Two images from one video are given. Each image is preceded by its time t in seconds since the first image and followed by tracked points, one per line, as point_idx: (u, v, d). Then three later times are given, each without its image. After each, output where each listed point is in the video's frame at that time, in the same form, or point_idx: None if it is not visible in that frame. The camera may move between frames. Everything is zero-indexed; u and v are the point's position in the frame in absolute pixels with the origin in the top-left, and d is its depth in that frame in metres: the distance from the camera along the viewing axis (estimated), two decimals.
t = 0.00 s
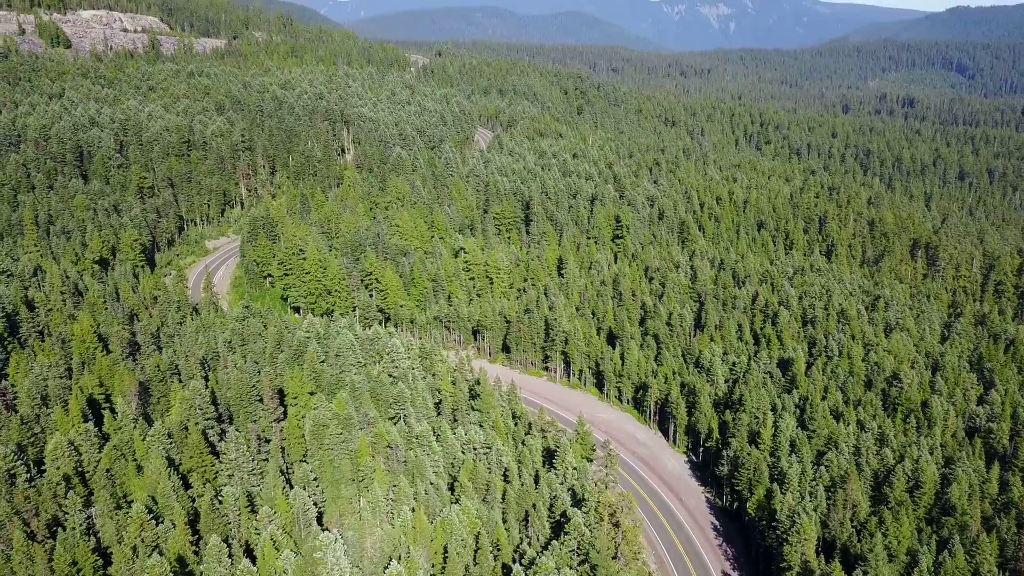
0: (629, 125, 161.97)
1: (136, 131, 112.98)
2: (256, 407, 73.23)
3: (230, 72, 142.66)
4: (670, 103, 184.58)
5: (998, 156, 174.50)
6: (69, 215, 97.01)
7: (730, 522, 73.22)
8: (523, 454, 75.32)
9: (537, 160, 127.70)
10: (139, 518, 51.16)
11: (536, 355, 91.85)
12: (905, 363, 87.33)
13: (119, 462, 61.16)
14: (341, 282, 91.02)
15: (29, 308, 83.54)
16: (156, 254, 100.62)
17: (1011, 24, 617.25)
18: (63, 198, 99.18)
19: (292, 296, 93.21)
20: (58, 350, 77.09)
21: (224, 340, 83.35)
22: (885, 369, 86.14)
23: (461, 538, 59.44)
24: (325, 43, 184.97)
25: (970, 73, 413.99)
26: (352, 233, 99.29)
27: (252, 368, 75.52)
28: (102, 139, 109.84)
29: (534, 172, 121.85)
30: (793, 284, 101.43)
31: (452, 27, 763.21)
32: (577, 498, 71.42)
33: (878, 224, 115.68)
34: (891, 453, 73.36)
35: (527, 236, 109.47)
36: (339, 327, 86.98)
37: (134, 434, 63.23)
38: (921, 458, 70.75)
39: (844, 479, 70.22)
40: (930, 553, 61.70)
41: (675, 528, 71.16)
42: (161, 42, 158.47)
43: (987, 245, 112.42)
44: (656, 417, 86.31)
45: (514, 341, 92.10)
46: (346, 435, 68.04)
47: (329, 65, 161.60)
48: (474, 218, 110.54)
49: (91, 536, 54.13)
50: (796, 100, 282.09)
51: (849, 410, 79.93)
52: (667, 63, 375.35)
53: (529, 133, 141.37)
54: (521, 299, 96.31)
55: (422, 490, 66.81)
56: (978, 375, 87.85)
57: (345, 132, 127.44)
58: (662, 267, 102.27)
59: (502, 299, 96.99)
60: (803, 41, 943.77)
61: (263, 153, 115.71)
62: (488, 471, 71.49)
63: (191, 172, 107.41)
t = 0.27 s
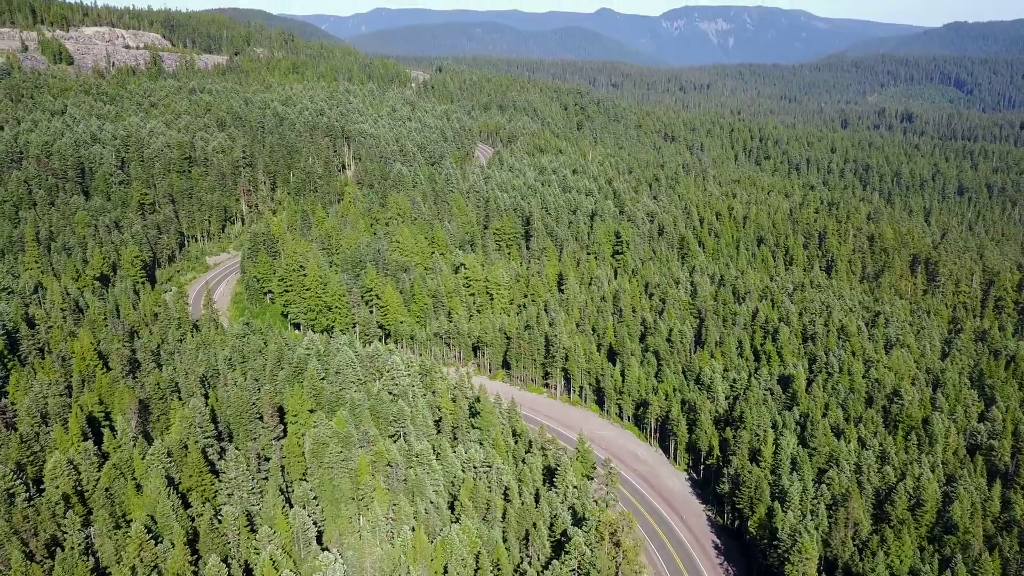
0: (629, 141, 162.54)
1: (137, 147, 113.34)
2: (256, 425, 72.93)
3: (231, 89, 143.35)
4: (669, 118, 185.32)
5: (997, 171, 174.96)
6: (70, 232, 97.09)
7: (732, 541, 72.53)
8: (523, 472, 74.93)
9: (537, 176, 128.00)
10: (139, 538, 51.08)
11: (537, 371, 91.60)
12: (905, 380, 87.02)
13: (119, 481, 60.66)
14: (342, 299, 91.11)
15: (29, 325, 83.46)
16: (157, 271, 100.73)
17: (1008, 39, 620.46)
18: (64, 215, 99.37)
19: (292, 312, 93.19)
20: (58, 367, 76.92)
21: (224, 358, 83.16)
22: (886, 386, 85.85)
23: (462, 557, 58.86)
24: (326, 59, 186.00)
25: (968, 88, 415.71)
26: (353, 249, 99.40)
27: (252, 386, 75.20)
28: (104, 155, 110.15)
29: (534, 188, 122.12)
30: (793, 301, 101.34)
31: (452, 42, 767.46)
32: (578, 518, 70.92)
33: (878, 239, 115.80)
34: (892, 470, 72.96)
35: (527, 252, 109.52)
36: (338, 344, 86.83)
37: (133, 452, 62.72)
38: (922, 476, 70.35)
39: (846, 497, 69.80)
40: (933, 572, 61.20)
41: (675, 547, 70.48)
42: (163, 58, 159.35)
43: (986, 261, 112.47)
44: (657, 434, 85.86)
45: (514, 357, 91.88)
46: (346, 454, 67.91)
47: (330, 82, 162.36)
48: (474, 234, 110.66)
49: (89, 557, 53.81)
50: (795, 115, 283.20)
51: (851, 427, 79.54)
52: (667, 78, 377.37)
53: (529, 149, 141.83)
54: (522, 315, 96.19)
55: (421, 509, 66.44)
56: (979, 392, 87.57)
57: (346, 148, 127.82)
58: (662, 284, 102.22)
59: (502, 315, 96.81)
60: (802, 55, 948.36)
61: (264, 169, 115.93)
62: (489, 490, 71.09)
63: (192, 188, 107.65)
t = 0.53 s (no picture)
0: (629, 156, 163.09)
1: (139, 163, 113.69)
2: (256, 443, 72.61)
3: (232, 105, 144.00)
4: (669, 133, 185.96)
5: (996, 186, 175.35)
6: (70, 248, 97.22)
7: (734, 559, 71.91)
8: (523, 491, 74.51)
9: (537, 192, 128.28)
10: (138, 558, 51.13)
11: (537, 388, 91.28)
12: (906, 396, 86.69)
13: (117, 500, 60.20)
14: (342, 315, 91.11)
15: (29, 342, 83.39)
16: (157, 287, 100.70)
17: (1006, 53, 623.56)
18: (65, 232, 99.56)
19: (292, 328, 93.16)
20: (58, 385, 76.75)
21: (224, 375, 82.91)
22: (886, 403, 85.54)
23: None
24: (327, 75, 186.99)
25: (967, 102, 417.49)
26: (354, 265, 99.50)
27: (252, 404, 74.79)
28: (105, 172, 110.47)
29: (535, 204, 122.33)
30: (793, 317, 101.23)
31: (453, 57, 771.94)
32: (579, 537, 70.43)
33: (878, 255, 115.88)
34: (894, 488, 72.51)
35: (528, 267, 109.53)
36: (338, 361, 86.65)
37: (133, 471, 62.27)
38: (924, 494, 69.95)
39: (847, 516, 69.37)
40: None
41: (676, 565, 69.86)
42: (165, 75, 160.16)
43: (986, 277, 112.49)
44: (658, 452, 85.39)
45: (514, 374, 91.61)
46: (346, 472, 67.23)
47: (331, 97, 163.08)
48: (474, 250, 110.70)
49: None
50: (794, 130, 284.30)
51: (852, 444, 79.13)
52: (666, 93, 379.27)
53: (530, 164, 142.23)
54: (522, 331, 96.06)
55: (421, 528, 66.05)
56: (980, 409, 87.24)
57: (347, 164, 128.17)
58: (662, 299, 102.13)
59: (503, 331, 96.66)
60: (801, 69, 952.88)
61: (265, 185, 116.23)
62: (489, 508, 70.67)
63: (193, 205, 107.83)
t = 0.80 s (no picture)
0: (628, 172, 163.57)
1: (140, 180, 114.07)
2: (256, 462, 72.13)
3: (234, 121, 144.56)
4: (669, 149, 186.64)
5: (995, 202, 175.64)
6: (71, 265, 97.23)
7: None
8: (524, 510, 74.04)
9: (537, 208, 128.46)
10: None
11: (537, 406, 90.93)
12: (908, 414, 86.28)
13: (116, 520, 59.61)
14: (342, 332, 91.00)
15: (29, 360, 83.15)
16: (157, 303, 100.64)
17: (1003, 69, 626.81)
18: (66, 248, 99.62)
19: (292, 345, 93.08)
20: (57, 403, 76.38)
21: (224, 393, 82.51)
22: (888, 420, 85.13)
23: None
24: (328, 91, 187.88)
25: (965, 118, 419.34)
26: (354, 282, 99.51)
27: (252, 422, 74.27)
28: (107, 188, 110.69)
29: (535, 220, 122.45)
30: (794, 333, 101.04)
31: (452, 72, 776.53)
32: (579, 557, 69.85)
33: (877, 270, 115.88)
34: (896, 507, 72.03)
35: (528, 283, 109.44)
36: (338, 378, 86.45)
37: (132, 491, 61.75)
38: (926, 512, 69.47)
39: (849, 535, 68.87)
40: None
41: None
42: (166, 91, 160.85)
43: (986, 293, 112.50)
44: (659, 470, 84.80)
45: (514, 391, 91.29)
46: (346, 492, 67.28)
47: (333, 114, 163.79)
48: (474, 266, 110.64)
49: None
50: (793, 146, 285.36)
51: (853, 462, 78.64)
52: (665, 108, 381.08)
53: (530, 180, 142.56)
54: (522, 347, 95.84)
55: (421, 548, 65.59)
56: (981, 426, 86.85)
57: (347, 180, 128.45)
58: (662, 315, 101.95)
59: (503, 347, 96.38)
60: (800, 85, 957.63)
61: (265, 202, 116.45)
62: (490, 528, 70.17)
63: (194, 221, 107.96)
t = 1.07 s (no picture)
0: (628, 188, 164.03)
1: (141, 196, 114.46)
2: (255, 480, 71.73)
3: (235, 137, 145.08)
4: (668, 164, 187.14)
5: (995, 216, 175.77)
6: (72, 281, 97.26)
7: None
8: (524, 530, 73.60)
9: (537, 224, 128.60)
10: None
11: (537, 423, 90.47)
12: (909, 431, 85.72)
13: (115, 540, 59.23)
14: (342, 348, 90.73)
15: (29, 378, 82.94)
16: (157, 320, 100.57)
17: (1002, 84, 629.40)
18: (67, 265, 99.73)
19: (292, 361, 92.98)
20: (57, 422, 76.01)
21: (223, 411, 82.10)
22: (889, 437, 84.58)
23: None
24: (329, 107, 188.67)
25: (964, 132, 420.63)
26: (354, 298, 99.40)
27: (252, 440, 73.98)
28: (108, 205, 110.99)
29: (535, 236, 122.57)
30: (794, 350, 100.76)
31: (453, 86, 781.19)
32: None
33: (878, 286, 115.80)
34: (897, 525, 71.45)
35: (528, 299, 109.31)
36: (338, 395, 86.15)
37: (132, 510, 61.36)
38: (928, 531, 68.88)
39: (851, 554, 68.28)
40: None
41: None
42: (168, 107, 161.56)
43: (986, 308, 112.30)
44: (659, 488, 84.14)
45: (514, 408, 90.94)
46: (347, 510, 66.69)
47: (333, 130, 164.42)
48: (474, 282, 110.48)
49: None
50: (792, 161, 286.20)
51: (855, 480, 78.05)
52: (665, 123, 382.94)
53: (530, 196, 142.83)
54: (522, 364, 95.52)
55: (420, 568, 65.03)
56: (983, 443, 86.31)
57: (348, 196, 128.69)
58: (662, 332, 101.72)
59: (503, 364, 95.98)
60: (799, 100, 961.32)
61: (266, 218, 116.67)
62: (489, 547, 69.65)
63: (194, 237, 108.14)
